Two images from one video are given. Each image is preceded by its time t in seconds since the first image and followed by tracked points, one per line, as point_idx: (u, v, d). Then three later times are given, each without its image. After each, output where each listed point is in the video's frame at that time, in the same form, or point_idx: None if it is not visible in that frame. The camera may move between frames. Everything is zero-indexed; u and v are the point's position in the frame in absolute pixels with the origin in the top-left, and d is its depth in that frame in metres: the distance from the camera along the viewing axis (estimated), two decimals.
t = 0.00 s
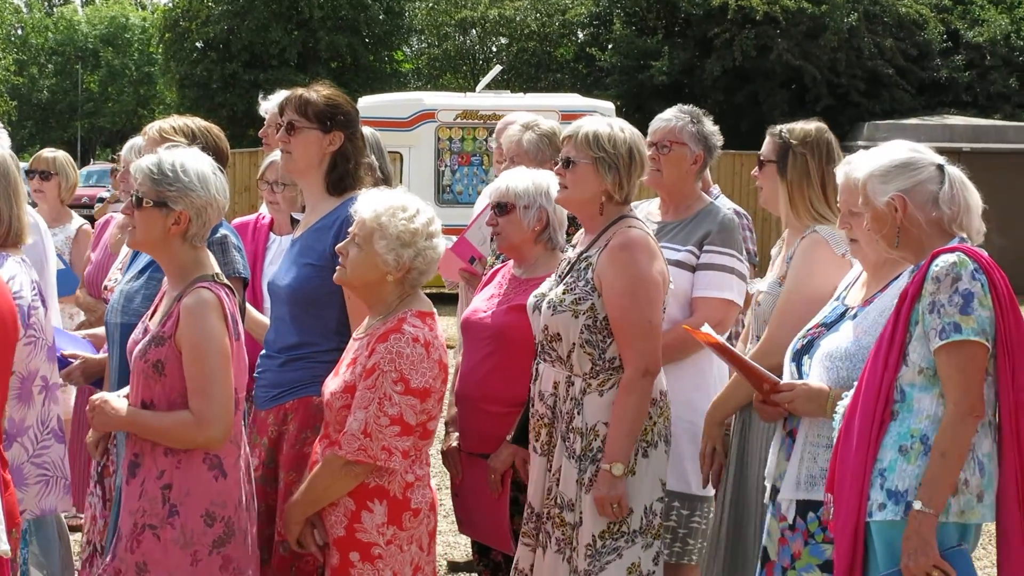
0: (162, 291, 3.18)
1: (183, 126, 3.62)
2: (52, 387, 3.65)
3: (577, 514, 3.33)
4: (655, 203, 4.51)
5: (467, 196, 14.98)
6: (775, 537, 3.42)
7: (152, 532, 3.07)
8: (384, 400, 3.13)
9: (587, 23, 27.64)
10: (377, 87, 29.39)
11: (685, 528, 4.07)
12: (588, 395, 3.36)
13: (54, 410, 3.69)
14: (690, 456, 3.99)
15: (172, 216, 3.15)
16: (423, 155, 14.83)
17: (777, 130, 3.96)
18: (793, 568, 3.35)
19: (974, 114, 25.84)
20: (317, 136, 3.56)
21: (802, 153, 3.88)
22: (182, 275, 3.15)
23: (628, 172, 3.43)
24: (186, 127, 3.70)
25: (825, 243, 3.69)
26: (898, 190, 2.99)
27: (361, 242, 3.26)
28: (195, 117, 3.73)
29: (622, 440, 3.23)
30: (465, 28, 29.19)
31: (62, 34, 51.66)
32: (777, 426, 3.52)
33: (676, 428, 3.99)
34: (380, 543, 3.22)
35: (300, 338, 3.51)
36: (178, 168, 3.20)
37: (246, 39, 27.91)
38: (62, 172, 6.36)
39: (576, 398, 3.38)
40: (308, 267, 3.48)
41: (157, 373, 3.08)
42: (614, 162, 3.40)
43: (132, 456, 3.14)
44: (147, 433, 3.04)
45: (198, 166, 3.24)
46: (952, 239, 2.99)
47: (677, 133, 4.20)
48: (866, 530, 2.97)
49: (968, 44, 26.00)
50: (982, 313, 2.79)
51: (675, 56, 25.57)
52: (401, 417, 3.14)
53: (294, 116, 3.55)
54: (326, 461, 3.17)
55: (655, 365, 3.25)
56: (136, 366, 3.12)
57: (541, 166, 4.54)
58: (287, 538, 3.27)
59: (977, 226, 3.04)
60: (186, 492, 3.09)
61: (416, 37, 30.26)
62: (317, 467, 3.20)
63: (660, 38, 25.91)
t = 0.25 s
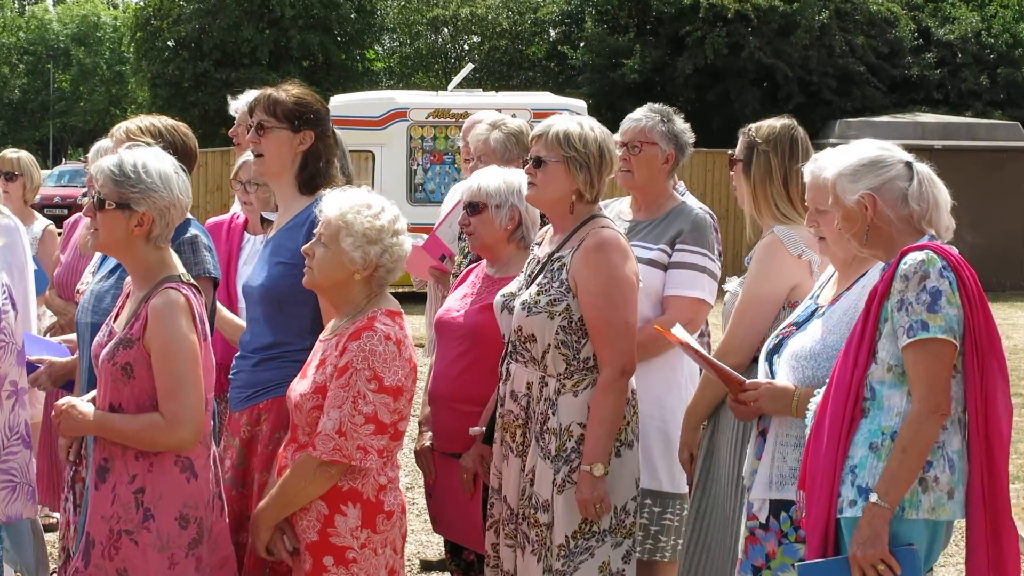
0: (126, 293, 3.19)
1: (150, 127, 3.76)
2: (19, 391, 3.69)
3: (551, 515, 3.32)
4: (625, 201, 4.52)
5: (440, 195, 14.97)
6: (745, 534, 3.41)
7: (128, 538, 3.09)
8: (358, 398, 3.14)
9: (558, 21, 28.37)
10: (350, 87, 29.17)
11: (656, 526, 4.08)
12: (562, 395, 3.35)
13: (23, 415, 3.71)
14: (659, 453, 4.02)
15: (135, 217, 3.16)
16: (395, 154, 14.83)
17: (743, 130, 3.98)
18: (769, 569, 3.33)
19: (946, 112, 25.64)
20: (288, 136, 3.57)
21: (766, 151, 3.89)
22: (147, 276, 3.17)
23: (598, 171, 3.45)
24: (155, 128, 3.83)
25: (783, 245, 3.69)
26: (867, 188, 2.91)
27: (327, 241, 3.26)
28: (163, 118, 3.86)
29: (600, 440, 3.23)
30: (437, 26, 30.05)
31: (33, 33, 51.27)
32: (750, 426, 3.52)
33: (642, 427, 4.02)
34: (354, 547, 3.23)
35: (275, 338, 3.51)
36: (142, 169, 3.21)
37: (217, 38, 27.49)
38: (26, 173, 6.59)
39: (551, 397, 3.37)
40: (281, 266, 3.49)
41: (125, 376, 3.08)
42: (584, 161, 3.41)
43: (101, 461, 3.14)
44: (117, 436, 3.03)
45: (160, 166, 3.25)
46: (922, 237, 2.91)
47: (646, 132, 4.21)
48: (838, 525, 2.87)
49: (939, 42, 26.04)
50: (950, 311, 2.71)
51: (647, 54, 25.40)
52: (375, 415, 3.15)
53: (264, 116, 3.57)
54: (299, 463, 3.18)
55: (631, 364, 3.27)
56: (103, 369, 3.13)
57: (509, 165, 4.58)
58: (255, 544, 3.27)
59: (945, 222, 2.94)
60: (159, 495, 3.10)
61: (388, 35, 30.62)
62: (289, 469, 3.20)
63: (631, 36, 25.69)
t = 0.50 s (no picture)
0: (105, 293, 3.19)
1: (135, 128, 3.78)
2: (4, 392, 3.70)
3: (536, 515, 3.32)
4: (610, 200, 4.54)
5: (426, 194, 14.96)
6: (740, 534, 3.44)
7: (106, 540, 3.10)
8: (345, 399, 3.15)
9: (544, 19, 28.28)
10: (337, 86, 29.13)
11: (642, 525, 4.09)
12: (547, 395, 3.36)
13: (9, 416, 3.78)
14: (646, 451, 4.03)
15: (114, 217, 3.17)
16: (382, 154, 14.82)
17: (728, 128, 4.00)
18: (761, 567, 3.36)
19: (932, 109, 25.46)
20: (270, 135, 3.58)
21: (751, 150, 3.91)
22: (124, 276, 3.18)
23: (580, 171, 3.45)
24: (137, 128, 3.85)
25: (772, 246, 3.70)
26: (852, 186, 2.91)
27: (309, 242, 3.27)
28: (147, 118, 3.89)
29: (585, 440, 3.25)
30: (422, 26, 30.05)
31: (18, 34, 51.21)
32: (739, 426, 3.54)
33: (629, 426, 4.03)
34: (343, 548, 3.24)
35: (261, 338, 3.52)
36: (122, 168, 3.21)
37: (203, 38, 27.53)
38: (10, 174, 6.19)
39: (534, 398, 3.37)
40: (266, 265, 3.50)
41: (103, 376, 3.09)
42: (566, 160, 3.42)
43: (80, 463, 3.16)
44: (95, 437, 3.04)
45: (140, 167, 3.26)
46: (906, 235, 2.91)
47: (629, 131, 4.22)
48: (821, 521, 2.88)
49: (925, 39, 25.90)
50: (937, 310, 2.70)
51: (633, 53, 25.42)
52: (364, 416, 3.16)
53: (246, 116, 3.57)
54: (286, 465, 3.18)
55: (614, 364, 3.28)
56: (82, 369, 3.13)
57: (492, 165, 4.59)
58: (243, 548, 3.27)
59: (929, 220, 2.95)
60: (137, 498, 3.11)
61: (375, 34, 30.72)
62: (277, 472, 3.20)
63: (618, 34, 25.77)
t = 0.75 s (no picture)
0: (84, 283, 3.19)
1: (124, 126, 3.81)
2: None
3: (518, 513, 3.34)
4: (596, 201, 4.57)
5: (414, 193, 14.91)
6: (723, 532, 3.45)
7: (80, 530, 3.10)
8: (327, 396, 3.15)
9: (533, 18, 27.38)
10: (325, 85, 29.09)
11: (628, 521, 4.16)
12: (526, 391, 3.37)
13: None
14: (630, 447, 4.05)
15: (103, 205, 3.18)
16: (370, 153, 14.81)
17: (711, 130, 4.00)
18: (745, 566, 3.37)
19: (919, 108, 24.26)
20: (250, 134, 3.58)
21: (735, 153, 3.91)
22: (105, 265, 3.18)
23: (564, 170, 3.46)
24: (125, 126, 3.87)
25: (773, 246, 3.69)
26: (834, 187, 2.92)
27: (295, 238, 3.28)
28: (136, 116, 3.91)
29: (561, 438, 3.26)
30: (411, 24, 29.05)
31: (6, 32, 51.10)
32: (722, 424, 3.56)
33: (616, 423, 4.10)
34: (328, 543, 3.24)
35: (243, 336, 3.52)
36: (121, 160, 3.22)
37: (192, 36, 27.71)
38: None
39: (513, 395, 3.38)
40: (248, 264, 3.50)
41: (78, 364, 3.09)
42: (550, 159, 3.42)
43: (55, 451, 3.17)
44: (67, 426, 3.05)
45: (140, 162, 3.27)
46: (889, 235, 2.92)
47: (615, 131, 4.23)
48: (805, 525, 2.89)
49: (912, 39, 25.01)
50: (919, 310, 2.71)
51: (621, 52, 25.42)
52: (345, 412, 3.16)
53: (228, 115, 3.58)
54: (270, 461, 3.19)
55: (592, 361, 3.28)
56: (57, 356, 3.13)
57: (479, 163, 4.61)
58: (231, 543, 3.27)
59: (911, 221, 2.97)
60: (111, 488, 3.11)
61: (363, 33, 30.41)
62: (260, 467, 3.21)
63: (606, 34, 25.81)
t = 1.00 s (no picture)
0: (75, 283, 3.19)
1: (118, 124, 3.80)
2: None
3: (505, 510, 3.35)
4: (588, 200, 4.58)
5: (408, 191, 14.92)
6: (711, 526, 3.47)
7: (66, 531, 3.10)
8: (312, 395, 3.16)
9: (524, 17, 27.66)
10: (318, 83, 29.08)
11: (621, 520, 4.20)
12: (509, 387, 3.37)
13: None
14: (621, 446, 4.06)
15: (88, 202, 3.18)
16: (363, 151, 14.81)
17: (698, 127, 4.02)
18: (734, 560, 3.41)
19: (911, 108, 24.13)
20: (237, 132, 3.58)
21: (725, 150, 3.93)
22: (94, 264, 3.18)
23: (556, 167, 3.45)
24: (120, 122, 3.87)
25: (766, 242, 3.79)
26: (822, 183, 2.93)
27: (286, 236, 3.28)
28: (130, 115, 3.90)
29: (539, 434, 3.26)
30: (404, 23, 29.81)
31: None
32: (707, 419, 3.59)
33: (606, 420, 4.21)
34: (315, 537, 3.25)
35: (232, 335, 3.52)
36: (101, 157, 3.22)
37: (184, 34, 27.68)
38: None
39: (497, 390, 3.39)
40: (236, 264, 3.51)
41: (67, 363, 3.09)
42: (542, 156, 3.42)
43: (44, 451, 3.17)
44: (54, 425, 3.04)
45: (121, 158, 3.27)
46: (876, 233, 2.94)
47: (607, 129, 4.24)
48: (796, 521, 2.88)
49: (905, 38, 24.78)
50: (910, 304, 2.71)
51: (613, 51, 25.48)
52: (330, 411, 3.17)
53: (215, 114, 3.57)
54: (257, 457, 3.20)
55: (573, 358, 3.26)
56: (47, 356, 3.14)
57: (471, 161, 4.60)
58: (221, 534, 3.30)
59: (898, 219, 2.98)
60: (98, 488, 3.11)
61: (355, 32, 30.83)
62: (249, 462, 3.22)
63: (598, 33, 25.84)
